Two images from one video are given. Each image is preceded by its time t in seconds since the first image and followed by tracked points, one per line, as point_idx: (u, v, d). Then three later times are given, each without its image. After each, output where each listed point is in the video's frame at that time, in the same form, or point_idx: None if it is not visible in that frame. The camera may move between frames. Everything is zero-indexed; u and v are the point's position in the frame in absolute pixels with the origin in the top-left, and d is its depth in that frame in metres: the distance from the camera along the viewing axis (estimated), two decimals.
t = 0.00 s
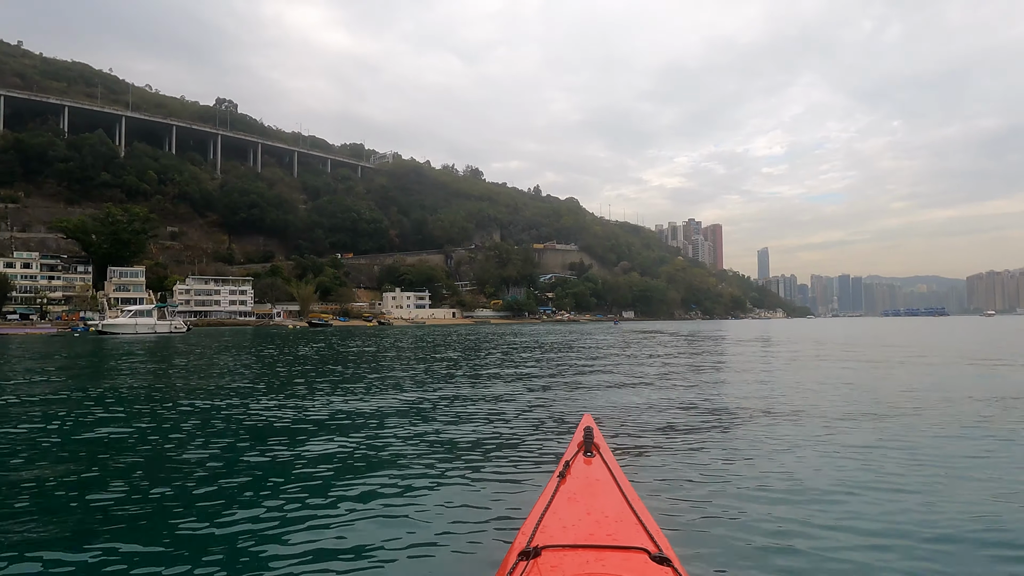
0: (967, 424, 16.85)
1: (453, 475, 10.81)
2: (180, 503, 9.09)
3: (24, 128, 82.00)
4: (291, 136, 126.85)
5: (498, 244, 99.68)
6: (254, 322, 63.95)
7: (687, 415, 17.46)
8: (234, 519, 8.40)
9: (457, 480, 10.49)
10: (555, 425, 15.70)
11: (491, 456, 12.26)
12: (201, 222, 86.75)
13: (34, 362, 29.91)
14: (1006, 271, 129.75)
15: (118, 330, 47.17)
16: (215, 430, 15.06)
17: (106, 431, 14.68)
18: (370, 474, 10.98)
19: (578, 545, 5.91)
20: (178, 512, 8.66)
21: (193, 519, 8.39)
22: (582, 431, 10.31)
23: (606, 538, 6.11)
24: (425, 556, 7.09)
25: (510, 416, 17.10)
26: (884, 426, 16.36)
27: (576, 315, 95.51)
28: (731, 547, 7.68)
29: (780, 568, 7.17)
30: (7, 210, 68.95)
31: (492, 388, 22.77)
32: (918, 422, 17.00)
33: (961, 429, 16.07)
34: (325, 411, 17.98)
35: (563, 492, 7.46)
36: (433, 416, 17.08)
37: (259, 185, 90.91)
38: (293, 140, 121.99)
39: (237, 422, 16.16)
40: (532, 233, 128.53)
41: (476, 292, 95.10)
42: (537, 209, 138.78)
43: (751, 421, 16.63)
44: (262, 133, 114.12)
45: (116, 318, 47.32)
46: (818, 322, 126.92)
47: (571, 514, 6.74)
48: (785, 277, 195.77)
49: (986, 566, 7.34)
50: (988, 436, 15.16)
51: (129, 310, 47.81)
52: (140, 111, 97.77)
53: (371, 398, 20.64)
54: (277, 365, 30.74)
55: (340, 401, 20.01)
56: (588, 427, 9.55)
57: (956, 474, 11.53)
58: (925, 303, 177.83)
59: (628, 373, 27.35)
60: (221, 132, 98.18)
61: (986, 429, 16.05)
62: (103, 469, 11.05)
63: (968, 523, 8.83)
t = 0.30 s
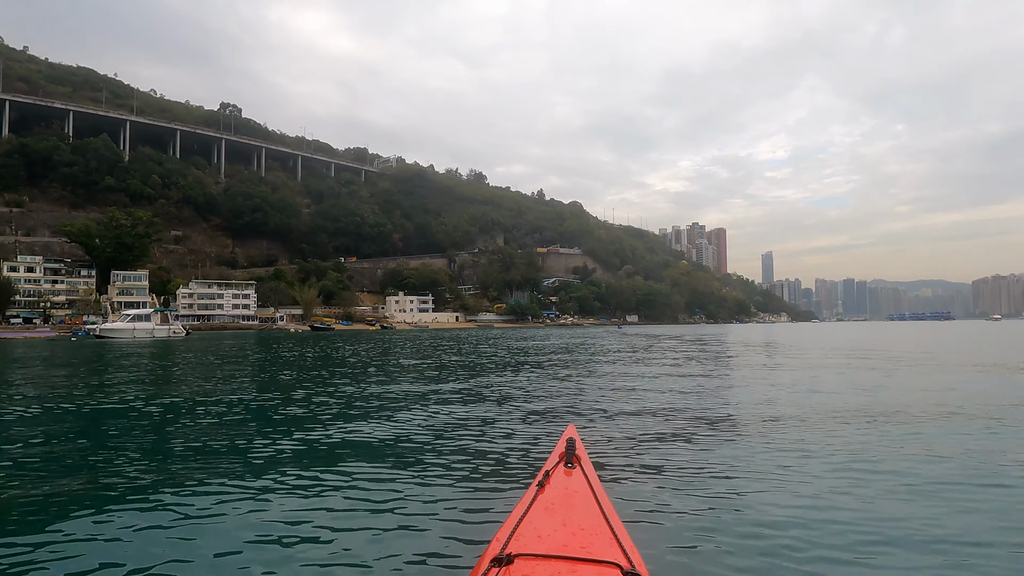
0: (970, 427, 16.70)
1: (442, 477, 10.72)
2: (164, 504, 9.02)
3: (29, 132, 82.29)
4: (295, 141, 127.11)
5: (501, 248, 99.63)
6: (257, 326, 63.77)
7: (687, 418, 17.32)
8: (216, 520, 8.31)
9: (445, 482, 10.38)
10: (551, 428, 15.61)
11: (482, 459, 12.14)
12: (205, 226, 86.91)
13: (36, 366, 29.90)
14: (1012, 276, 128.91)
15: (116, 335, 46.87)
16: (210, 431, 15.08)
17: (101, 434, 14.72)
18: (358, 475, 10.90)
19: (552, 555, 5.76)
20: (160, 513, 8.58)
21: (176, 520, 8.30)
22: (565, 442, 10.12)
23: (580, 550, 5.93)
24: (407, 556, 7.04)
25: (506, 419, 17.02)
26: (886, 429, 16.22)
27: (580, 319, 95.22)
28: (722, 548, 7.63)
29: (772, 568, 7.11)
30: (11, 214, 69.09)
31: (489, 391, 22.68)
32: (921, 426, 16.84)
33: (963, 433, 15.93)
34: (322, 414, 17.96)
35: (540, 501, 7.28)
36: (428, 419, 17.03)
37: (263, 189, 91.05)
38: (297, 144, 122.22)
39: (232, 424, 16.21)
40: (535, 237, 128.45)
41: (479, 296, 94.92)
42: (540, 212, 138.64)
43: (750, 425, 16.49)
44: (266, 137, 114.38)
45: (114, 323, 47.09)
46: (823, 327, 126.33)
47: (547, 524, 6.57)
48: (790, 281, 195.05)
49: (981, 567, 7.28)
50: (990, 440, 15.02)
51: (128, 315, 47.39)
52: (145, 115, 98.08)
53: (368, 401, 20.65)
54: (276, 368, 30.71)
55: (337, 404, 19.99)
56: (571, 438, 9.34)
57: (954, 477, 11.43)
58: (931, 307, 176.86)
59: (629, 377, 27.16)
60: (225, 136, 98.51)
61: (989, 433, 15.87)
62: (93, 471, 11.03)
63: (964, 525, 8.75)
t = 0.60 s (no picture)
0: (975, 429, 16.55)
1: (442, 478, 10.66)
2: (165, 505, 8.97)
3: (32, 134, 82.47)
4: (299, 142, 127.18)
5: (504, 249, 99.45)
6: (259, 328, 63.66)
7: (689, 420, 17.16)
8: (215, 522, 8.24)
9: (445, 483, 10.32)
10: (551, 431, 15.50)
11: (482, 460, 12.11)
12: (208, 228, 86.95)
13: (37, 367, 29.87)
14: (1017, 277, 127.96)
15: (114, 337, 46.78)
16: (211, 432, 15.07)
17: (101, 434, 14.71)
18: (361, 476, 10.88)
19: (550, 550, 5.62)
20: (161, 515, 8.51)
21: (175, 522, 8.23)
22: (557, 435, 10.03)
23: (577, 543, 5.82)
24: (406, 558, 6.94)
25: (506, 421, 16.98)
26: (891, 431, 16.08)
27: (583, 321, 94.94)
28: (725, 549, 7.57)
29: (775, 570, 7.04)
30: (15, 215, 69.22)
31: (490, 393, 22.63)
32: (925, 428, 16.70)
33: (968, 435, 15.79)
34: (323, 415, 17.96)
35: (535, 497, 7.11)
36: (429, 420, 17.03)
37: (265, 191, 91.15)
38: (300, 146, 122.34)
39: (233, 425, 16.18)
40: (538, 239, 128.22)
41: (482, 298, 94.71)
42: (543, 214, 138.44)
43: (753, 427, 16.34)
44: (269, 138, 114.51)
45: (113, 324, 47.01)
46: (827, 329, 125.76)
47: (543, 519, 6.41)
48: (794, 283, 194.30)
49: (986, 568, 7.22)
50: (996, 442, 14.88)
51: (127, 316, 47.27)
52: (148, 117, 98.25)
53: (370, 402, 20.66)
54: (278, 370, 30.68)
55: (338, 405, 19.98)
56: (563, 432, 9.19)
57: (958, 478, 11.34)
58: (935, 309, 175.79)
59: (631, 379, 26.98)
60: (228, 138, 98.67)
61: (994, 435, 15.73)
62: (94, 471, 11.00)
63: (969, 526, 8.67)
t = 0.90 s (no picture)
0: (981, 429, 16.42)
1: (449, 476, 10.48)
2: (171, 503, 8.77)
3: (36, 132, 82.62)
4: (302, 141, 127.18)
5: (507, 248, 99.31)
6: (261, 326, 63.68)
7: (694, 419, 17.03)
8: (222, 520, 8.05)
9: (452, 481, 10.15)
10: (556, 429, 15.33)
11: (488, 458, 11.95)
12: (211, 226, 86.96)
13: (40, 365, 29.82)
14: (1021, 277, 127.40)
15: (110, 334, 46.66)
16: (213, 430, 14.87)
17: (101, 432, 14.51)
18: (368, 474, 10.71)
19: (569, 534, 5.51)
20: (167, 513, 8.31)
21: (180, 521, 8.02)
22: (564, 421, 9.87)
23: (594, 525, 5.73)
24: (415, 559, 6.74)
25: (511, 419, 16.81)
26: (897, 431, 15.94)
27: (585, 321, 94.90)
28: (735, 549, 7.45)
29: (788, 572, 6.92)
30: (18, 213, 69.39)
31: (493, 391, 22.46)
32: (932, 428, 16.56)
33: (975, 435, 15.63)
34: (325, 414, 17.76)
35: (549, 483, 6.95)
36: (433, 419, 16.84)
37: (268, 189, 91.20)
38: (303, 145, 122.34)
39: (237, 422, 16.17)
40: (541, 238, 128.05)
41: (484, 297, 94.75)
42: (546, 213, 138.33)
43: (758, 425, 16.31)
44: (272, 137, 114.52)
45: (112, 321, 46.92)
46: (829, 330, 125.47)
47: (559, 503, 6.30)
48: (797, 283, 193.92)
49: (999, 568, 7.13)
50: (1003, 442, 14.74)
51: (126, 313, 47.31)
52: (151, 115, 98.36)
53: (373, 400, 20.50)
54: (281, 368, 30.55)
55: (341, 403, 19.80)
56: (571, 417, 9.03)
57: (967, 478, 11.22)
58: (939, 309, 175.33)
59: (635, 378, 26.81)
60: (231, 136, 98.68)
61: (1002, 435, 15.57)
62: (95, 469, 10.79)
63: (978, 526, 8.58)
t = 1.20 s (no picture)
0: (991, 433, 16.16)
1: (454, 480, 10.26)
2: (172, 506, 8.59)
3: (39, 132, 82.73)
4: (305, 142, 127.25)
5: (509, 250, 99.17)
6: (263, 327, 63.61)
7: (700, 423, 16.78)
8: (223, 523, 7.86)
9: (458, 484, 9.94)
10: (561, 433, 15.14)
11: (493, 461, 11.76)
12: (213, 227, 86.94)
13: (41, 365, 29.71)
14: None
15: (106, 334, 46.32)
16: (215, 432, 14.71)
17: (103, 434, 14.34)
18: (372, 477, 10.53)
19: (581, 536, 5.34)
20: (170, 515, 8.15)
21: (179, 524, 7.82)
22: (571, 423, 9.69)
23: (607, 527, 5.56)
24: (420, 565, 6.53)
25: (515, 422, 16.65)
26: (905, 435, 15.69)
27: (588, 323, 94.67)
28: (747, 553, 7.30)
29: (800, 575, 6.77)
30: (21, 213, 69.46)
31: (497, 394, 22.31)
32: (941, 432, 16.33)
33: (985, 438, 15.40)
34: (329, 416, 17.63)
35: (559, 485, 6.77)
36: (438, 421, 16.68)
37: (271, 190, 91.25)
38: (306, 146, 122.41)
39: (239, 424, 16.02)
40: (544, 239, 127.86)
41: (487, 299, 94.63)
42: (549, 215, 138.20)
43: (763, 428, 16.18)
44: (276, 138, 114.63)
45: (108, 321, 46.44)
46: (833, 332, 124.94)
47: (570, 506, 6.12)
48: (800, 286, 193.24)
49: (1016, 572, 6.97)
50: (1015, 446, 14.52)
51: (121, 312, 46.80)
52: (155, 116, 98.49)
53: (378, 403, 20.35)
54: (283, 370, 30.40)
55: (345, 406, 19.63)
56: (580, 420, 8.85)
57: (978, 482, 11.04)
58: (943, 312, 174.48)
59: (640, 381, 26.53)
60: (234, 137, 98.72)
61: (1011, 440, 15.33)
62: (96, 472, 10.62)
63: (992, 529, 8.42)
